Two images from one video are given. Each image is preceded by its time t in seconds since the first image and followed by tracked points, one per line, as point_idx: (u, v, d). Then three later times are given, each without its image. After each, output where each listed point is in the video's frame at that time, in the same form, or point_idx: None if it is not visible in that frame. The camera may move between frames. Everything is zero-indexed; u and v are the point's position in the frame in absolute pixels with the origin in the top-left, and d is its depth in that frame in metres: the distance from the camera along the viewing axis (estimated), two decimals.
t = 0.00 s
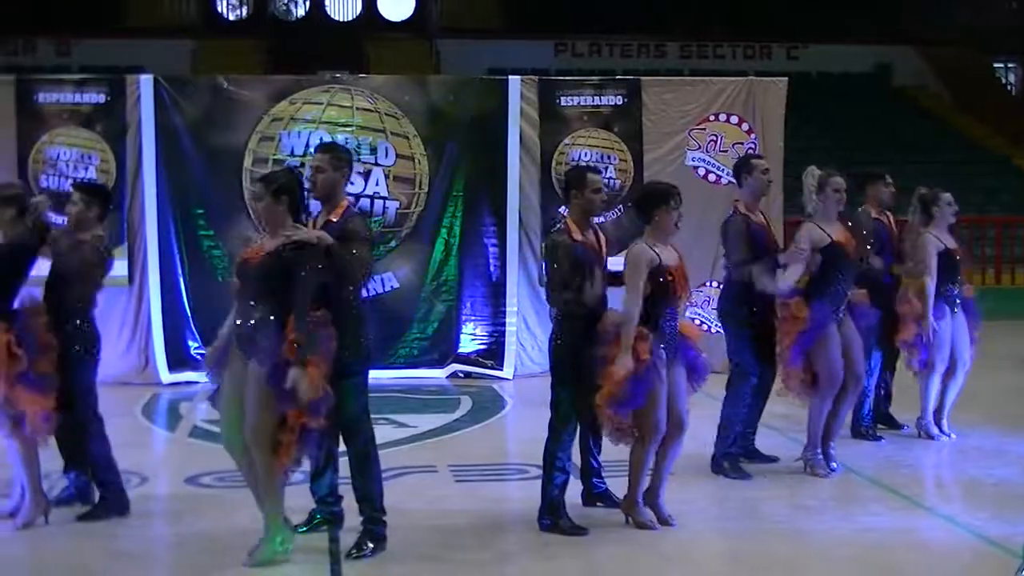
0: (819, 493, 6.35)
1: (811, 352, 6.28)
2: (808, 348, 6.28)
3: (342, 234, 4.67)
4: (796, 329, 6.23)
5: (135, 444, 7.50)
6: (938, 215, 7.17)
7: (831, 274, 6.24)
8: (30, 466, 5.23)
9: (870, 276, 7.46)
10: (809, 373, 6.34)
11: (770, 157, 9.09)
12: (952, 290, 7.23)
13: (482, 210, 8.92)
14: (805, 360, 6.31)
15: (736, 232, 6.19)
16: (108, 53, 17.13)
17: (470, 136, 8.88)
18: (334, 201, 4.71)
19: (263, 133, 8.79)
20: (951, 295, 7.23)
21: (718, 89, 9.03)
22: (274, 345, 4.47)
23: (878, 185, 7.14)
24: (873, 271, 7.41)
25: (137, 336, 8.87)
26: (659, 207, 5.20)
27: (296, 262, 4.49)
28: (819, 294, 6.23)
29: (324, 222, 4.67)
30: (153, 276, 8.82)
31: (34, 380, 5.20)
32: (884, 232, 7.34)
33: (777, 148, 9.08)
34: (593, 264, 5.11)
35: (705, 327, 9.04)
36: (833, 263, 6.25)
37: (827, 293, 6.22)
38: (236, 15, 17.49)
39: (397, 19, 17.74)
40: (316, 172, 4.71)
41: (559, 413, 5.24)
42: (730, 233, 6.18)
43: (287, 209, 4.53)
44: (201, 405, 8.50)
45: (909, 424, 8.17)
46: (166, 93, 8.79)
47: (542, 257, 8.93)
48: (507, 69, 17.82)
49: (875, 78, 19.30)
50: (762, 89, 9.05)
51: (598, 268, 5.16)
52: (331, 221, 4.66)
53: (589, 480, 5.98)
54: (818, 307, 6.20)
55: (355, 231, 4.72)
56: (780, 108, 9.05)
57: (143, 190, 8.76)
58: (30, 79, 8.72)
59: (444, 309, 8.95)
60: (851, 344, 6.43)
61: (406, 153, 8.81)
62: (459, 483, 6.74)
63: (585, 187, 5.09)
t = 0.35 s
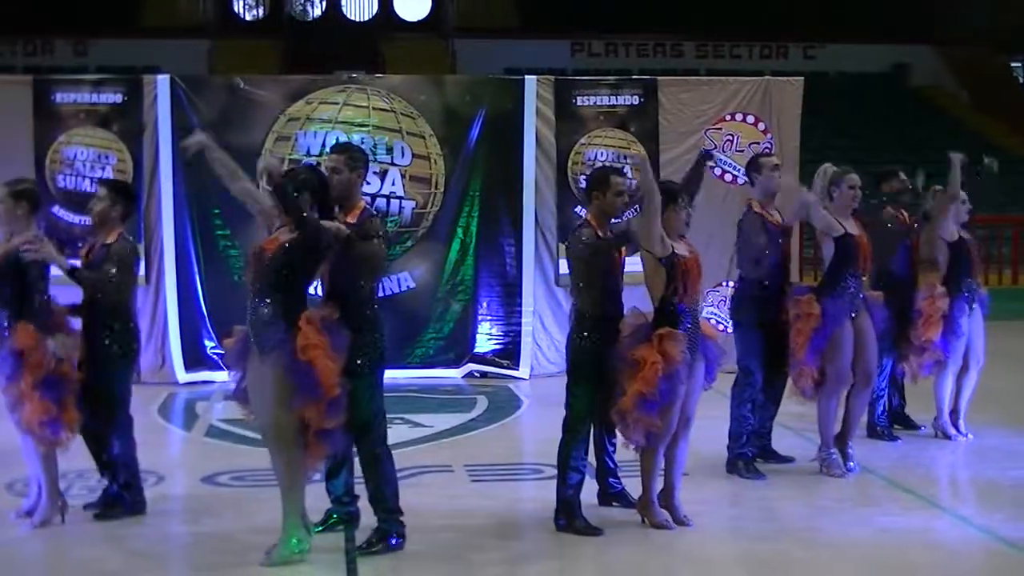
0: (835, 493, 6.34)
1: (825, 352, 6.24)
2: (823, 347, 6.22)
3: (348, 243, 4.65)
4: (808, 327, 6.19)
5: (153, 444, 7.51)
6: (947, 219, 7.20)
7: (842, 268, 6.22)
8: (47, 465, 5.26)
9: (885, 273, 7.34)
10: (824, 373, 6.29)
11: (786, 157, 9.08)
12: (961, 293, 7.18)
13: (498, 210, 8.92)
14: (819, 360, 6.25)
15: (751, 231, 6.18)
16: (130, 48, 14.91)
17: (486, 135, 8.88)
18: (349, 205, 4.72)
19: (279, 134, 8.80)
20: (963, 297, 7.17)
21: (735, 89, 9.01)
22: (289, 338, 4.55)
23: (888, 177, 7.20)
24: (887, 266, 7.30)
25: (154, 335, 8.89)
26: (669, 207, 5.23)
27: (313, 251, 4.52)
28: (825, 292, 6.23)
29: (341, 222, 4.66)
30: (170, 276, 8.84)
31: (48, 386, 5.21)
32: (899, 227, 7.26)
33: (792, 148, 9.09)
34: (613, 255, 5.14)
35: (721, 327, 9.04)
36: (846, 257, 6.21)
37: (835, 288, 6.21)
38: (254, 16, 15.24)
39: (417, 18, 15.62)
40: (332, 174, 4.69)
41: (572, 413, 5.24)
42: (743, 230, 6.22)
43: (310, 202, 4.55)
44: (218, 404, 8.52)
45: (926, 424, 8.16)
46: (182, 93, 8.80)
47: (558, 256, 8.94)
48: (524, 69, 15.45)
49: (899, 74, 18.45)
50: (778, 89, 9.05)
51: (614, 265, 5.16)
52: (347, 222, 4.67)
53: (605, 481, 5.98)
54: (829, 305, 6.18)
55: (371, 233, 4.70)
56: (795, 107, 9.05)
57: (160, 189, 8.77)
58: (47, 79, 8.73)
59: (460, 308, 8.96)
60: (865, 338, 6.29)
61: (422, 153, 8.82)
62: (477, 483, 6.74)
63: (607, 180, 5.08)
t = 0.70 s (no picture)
0: (854, 492, 6.33)
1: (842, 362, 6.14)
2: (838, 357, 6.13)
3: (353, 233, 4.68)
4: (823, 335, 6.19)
5: (170, 443, 7.52)
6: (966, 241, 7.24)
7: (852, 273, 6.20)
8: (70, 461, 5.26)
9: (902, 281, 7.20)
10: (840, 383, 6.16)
11: (804, 157, 9.06)
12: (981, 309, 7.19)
13: (516, 209, 8.93)
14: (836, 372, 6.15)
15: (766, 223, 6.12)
16: (145, 51, 15.02)
17: (503, 135, 8.88)
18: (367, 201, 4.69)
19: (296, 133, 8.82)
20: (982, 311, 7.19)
21: (752, 88, 9.00)
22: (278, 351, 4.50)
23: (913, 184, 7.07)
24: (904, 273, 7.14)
25: (172, 334, 8.92)
26: (694, 210, 5.19)
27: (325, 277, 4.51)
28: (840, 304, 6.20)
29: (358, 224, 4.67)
30: (189, 274, 8.86)
31: (71, 375, 5.24)
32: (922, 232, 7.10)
33: (811, 147, 9.07)
34: (630, 246, 5.12)
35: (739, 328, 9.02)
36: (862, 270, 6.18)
37: (851, 299, 6.19)
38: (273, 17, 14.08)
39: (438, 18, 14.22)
40: (347, 177, 4.65)
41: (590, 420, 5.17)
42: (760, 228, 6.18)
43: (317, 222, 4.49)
44: (236, 403, 8.54)
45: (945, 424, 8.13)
46: (200, 93, 8.81)
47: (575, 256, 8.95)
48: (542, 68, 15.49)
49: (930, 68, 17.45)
50: (795, 88, 9.04)
51: (632, 265, 5.16)
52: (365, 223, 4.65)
53: (622, 480, 5.96)
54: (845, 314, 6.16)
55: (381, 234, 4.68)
56: (813, 106, 9.04)
57: (178, 190, 8.80)
58: (66, 79, 8.78)
59: (477, 307, 8.95)
60: (889, 349, 6.28)
61: (439, 153, 8.83)
62: (494, 482, 6.75)
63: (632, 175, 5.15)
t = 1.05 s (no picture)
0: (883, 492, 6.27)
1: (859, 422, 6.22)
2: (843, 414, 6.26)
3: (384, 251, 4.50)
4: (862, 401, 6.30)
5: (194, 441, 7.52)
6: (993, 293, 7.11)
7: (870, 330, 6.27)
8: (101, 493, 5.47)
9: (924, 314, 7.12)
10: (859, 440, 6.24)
11: (828, 157, 9.04)
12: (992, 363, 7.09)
13: (538, 208, 8.93)
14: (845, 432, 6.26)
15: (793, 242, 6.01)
16: (168, 51, 15.18)
17: (526, 135, 8.89)
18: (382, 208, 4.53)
19: (319, 132, 8.84)
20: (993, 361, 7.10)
21: (775, 87, 8.98)
22: (301, 432, 4.52)
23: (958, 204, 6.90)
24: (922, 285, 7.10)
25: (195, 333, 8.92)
26: (713, 296, 5.11)
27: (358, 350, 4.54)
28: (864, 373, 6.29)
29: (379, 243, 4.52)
30: (212, 273, 8.87)
31: (104, 433, 5.35)
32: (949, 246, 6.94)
33: (834, 146, 9.04)
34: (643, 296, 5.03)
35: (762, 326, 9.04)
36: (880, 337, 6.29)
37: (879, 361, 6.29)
38: (295, 14, 15.20)
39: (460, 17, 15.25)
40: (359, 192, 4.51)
41: (606, 468, 5.11)
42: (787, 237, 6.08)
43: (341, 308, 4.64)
44: (259, 401, 8.54)
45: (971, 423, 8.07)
46: (224, 93, 8.83)
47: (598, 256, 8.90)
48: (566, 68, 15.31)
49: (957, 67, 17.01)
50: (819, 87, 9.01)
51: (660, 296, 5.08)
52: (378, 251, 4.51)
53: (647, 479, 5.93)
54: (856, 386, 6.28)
55: (398, 241, 4.51)
56: (837, 105, 9.01)
57: (201, 189, 8.83)
58: (90, 79, 8.83)
59: (499, 307, 8.94)
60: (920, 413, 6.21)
61: (462, 152, 8.83)
62: (516, 480, 6.76)
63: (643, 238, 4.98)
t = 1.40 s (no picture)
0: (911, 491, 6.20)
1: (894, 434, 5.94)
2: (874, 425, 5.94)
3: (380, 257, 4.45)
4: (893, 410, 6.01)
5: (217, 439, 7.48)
6: (1003, 304, 6.88)
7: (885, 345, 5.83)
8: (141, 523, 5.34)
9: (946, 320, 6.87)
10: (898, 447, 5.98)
11: (850, 157, 9.02)
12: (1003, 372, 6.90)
13: (560, 206, 8.93)
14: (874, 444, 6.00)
15: (839, 251, 5.51)
16: (188, 51, 14.61)
17: (549, 134, 8.88)
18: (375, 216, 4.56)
19: (340, 132, 8.84)
20: (1003, 371, 6.94)
21: (796, 86, 8.97)
22: (345, 452, 4.48)
23: (987, 208, 6.66)
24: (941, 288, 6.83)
25: (216, 333, 8.93)
26: (717, 315, 4.99)
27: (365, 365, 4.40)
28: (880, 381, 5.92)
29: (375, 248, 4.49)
30: (234, 272, 8.88)
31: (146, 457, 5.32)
32: (976, 249, 6.73)
33: (855, 147, 9.02)
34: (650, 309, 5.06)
35: (782, 326, 9.08)
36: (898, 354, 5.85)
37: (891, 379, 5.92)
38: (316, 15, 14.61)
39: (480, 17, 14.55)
40: (358, 201, 4.54)
41: (620, 483, 5.00)
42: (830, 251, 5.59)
43: (361, 336, 4.42)
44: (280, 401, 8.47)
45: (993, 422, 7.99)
46: (246, 93, 8.83)
47: (619, 255, 8.88)
48: (587, 69, 14.84)
49: (978, 67, 16.42)
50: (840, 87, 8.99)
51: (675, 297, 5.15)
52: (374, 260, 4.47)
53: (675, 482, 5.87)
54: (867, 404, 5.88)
55: (393, 246, 4.48)
56: (858, 104, 8.99)
57: (223, 188, 8.84)
58: (113, 78, 8.84)
59: (521, 306, 8.95)
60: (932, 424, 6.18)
61: (484, 151, 8.83)
62: (537, 480, 6.74)
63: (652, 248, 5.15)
